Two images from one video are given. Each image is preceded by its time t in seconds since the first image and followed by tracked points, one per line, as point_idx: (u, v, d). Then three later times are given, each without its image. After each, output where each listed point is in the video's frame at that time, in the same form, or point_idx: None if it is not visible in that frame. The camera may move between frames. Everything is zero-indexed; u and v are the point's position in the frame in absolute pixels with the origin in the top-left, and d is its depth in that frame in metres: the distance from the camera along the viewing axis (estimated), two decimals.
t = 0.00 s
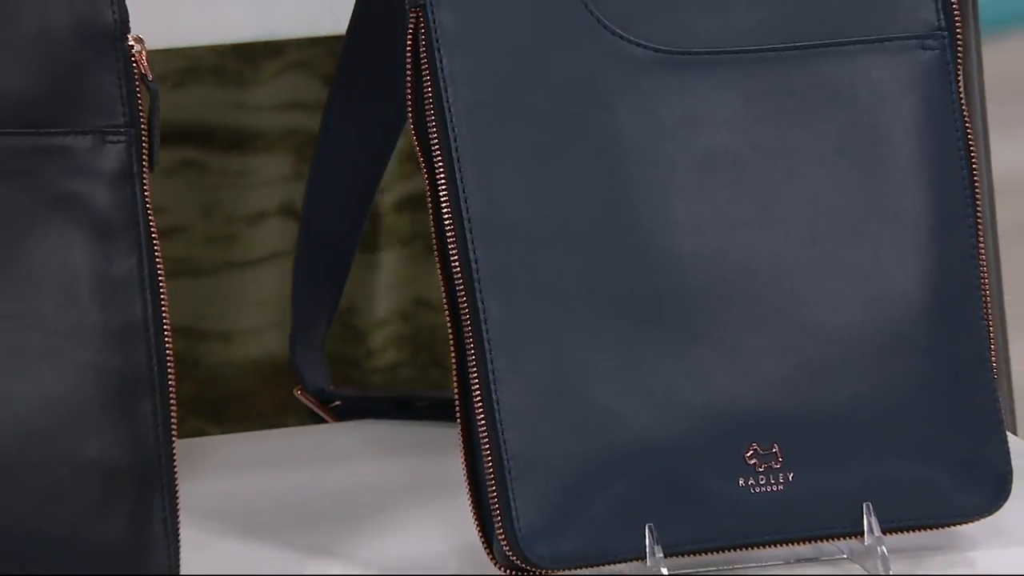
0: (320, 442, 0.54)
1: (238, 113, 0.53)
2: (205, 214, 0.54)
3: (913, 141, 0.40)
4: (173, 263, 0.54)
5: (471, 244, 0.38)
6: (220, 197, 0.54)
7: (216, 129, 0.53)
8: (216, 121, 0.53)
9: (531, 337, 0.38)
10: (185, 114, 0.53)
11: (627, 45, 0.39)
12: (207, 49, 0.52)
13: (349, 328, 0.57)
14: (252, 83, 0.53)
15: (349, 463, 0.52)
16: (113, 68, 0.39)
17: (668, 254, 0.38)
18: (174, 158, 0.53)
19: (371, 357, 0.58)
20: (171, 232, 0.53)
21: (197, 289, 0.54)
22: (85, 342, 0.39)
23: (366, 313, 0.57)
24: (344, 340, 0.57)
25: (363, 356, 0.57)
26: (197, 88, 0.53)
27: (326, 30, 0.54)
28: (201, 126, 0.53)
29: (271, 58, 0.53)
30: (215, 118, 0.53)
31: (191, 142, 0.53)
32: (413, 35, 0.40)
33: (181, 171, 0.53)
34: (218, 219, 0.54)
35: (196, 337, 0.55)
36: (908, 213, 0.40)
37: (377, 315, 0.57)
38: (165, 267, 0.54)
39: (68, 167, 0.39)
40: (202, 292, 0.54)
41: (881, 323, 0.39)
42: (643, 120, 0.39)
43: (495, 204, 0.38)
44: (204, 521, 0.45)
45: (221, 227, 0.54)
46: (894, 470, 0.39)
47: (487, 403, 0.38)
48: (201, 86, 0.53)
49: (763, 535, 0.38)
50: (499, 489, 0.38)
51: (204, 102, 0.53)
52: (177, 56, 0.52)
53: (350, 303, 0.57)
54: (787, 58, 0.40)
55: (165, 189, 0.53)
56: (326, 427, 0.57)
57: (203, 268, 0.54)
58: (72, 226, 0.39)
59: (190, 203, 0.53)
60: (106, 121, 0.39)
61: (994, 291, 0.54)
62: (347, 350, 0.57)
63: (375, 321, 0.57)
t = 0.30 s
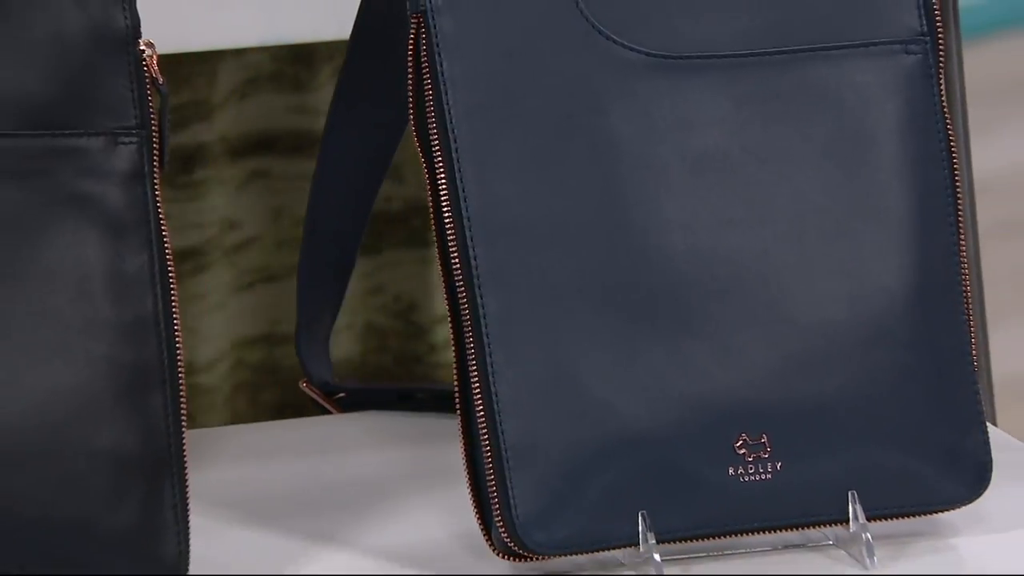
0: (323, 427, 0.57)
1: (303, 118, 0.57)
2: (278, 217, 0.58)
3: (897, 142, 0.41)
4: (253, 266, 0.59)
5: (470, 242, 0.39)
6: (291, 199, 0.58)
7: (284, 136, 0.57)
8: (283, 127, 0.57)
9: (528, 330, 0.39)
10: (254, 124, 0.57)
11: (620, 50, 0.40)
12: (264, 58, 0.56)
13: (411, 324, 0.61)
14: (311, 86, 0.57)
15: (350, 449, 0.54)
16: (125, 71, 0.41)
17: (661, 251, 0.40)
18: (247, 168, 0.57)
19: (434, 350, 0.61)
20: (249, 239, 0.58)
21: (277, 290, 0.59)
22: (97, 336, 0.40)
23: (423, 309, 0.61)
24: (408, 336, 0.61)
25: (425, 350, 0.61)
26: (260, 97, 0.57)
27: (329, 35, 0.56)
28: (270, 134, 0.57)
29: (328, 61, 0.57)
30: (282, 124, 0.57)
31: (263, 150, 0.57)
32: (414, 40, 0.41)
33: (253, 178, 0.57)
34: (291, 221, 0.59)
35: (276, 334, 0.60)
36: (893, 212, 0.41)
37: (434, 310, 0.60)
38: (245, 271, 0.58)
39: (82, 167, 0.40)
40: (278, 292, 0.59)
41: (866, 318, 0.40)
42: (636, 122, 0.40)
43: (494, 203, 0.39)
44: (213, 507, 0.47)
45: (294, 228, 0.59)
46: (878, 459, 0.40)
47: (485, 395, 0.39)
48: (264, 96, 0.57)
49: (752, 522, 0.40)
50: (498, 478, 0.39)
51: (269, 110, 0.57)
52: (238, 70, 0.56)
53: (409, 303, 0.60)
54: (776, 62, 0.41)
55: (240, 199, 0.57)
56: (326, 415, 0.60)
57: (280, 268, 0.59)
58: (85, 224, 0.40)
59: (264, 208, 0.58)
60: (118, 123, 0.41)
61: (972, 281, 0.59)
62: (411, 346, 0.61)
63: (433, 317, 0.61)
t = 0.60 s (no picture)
0: (333, 420, 0.60)
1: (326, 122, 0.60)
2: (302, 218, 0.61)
3: (883, 145, 0.43)
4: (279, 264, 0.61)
5: (472, 240, 0.41)
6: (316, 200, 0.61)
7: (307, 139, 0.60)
8: (307, 130, 0.60)
9: (526, 327, 0.40)
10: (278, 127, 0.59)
11: (616, 55, 0.42)
12: (294, 66, 0.59)
13: (444, 322, 0.63)
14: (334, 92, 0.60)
15: (357, 442, 0.56)
16: (138, 76, 0.42)
17: (656, 250, 0.41)
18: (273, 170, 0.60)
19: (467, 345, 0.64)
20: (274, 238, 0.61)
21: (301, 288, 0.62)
22: (111, 332, 0.42)
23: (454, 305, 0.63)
24: (442, 333, 0.63)
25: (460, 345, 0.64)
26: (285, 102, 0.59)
27: (336, 41, 0.59)
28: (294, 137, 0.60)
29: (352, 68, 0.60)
30: (306, 127, 0.60)
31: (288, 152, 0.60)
32: (417, 44, 0.43)
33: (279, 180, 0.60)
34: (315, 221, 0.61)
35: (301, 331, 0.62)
36: (879, 212, 0.42)
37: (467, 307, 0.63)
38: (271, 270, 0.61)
39: (96, 169, 0.42)
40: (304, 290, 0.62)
41: (854, 314, 0.42)
42: (631, 125, 0.42)
43: (495, 203, 0.41)
44: (222, 498, 0.49)
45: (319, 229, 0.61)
46: (864, 451, 0.42)
47: (486, 388, 0.41)
48: (289, 100, 0.59)
49: (743, 511, 0.41)
50: (498, 469, 0.41)
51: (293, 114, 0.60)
52: (263, 75, 0.59)
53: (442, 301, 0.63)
54: (766, 67, 0.42)
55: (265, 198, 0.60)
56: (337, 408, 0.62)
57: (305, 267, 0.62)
58: (99, 224, 0.42)
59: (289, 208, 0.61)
60: (131, 126, 0.42)
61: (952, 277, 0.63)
62: (446, 343, 0.63)
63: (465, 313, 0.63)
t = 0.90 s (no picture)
0: (339, 415, 0.61)
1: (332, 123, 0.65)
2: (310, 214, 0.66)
3: (870, 148, 0.44)
4: (286, 256, 0.66)
5: (472, 241, 0.42)
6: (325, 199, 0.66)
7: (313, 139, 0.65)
8: (313, 131, 0.65)
9: (526, 324, 0.42)
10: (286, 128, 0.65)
11: (612, 62, 0.43)
12: (309, 70, 0.64)
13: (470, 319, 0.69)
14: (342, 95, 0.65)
15: (363, 435, 0.58)
16: (151, 82, 0.44)
17: (651, 251, 0.43)
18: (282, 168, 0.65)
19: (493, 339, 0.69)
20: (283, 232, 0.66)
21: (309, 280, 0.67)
22: (125, 329, 0.43)
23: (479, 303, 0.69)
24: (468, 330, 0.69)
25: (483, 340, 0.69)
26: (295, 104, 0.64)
27: (339, 47, 0.61)
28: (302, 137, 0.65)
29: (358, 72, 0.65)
30: (311, 128, 0.65)
31: (296, 152, 0.65)
32: (421, 51, 0.44)
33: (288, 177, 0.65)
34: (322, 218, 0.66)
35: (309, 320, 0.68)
36: (867, 213, 0.44)
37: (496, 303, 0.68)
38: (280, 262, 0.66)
39: (110, 171, 0.43)
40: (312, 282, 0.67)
41: (842, 312, 0.43)
42: (627, 129, 0.43)
43: (495, 204, 0.42)
44: (231, 489, 0.51)
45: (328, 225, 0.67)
46: (852, 444, 0.43)
47: (486, 383, 0.42)
48: (301, 102, 0.65)
49: (735, 503, 0.43)
50: (498, 461, 0.42)
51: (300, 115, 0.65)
52: (272, 78, 0.64)
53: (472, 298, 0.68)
54: (757, 73, 0.44)
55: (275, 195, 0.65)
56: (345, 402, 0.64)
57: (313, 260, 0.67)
58: (114, 225, 0.43)
59: (296, 204, 0.66)
60: (144, 130, 0.44)
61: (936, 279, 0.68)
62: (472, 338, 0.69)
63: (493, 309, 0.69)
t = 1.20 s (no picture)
0: (344, 409, 0.63)
1: (321, 121, 0.67)
2: (296, 208, 0.68)
3: (857, 152, 0.46)
4: (272, 250, 0.68)
5: (473, 241, 0.44)
6: (310, 193, 0.67)
7: (302, 137, 0.67)
8: (303, 129, 0.67)
9: (525, 321, 0.44)
10: (277, 126, 0.66)
11: (608, 69, 0.45)
12: (305, 71, 0.66)
13: (442, 309, 0.70)
14: (331, 95, 0.67)
15: (366, 429, 0.59)
16: (163, 89, 0.45)
17: (647, 251, 0.44)
18: (271, 164, 0.67)
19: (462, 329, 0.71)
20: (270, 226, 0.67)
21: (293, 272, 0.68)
22: (138, 327, 0.45)
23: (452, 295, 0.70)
24: (439, 319, 0.70)
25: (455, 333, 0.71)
26: (285, 103, 0.66)
27: (345, 55, 0.63)
28: (291, 134, 0.67)
29: (347, 73, 0.67)
30: (301, 126, 0.67)
31: (285, 149, 0.67)
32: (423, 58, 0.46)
33: (276, 173, 0.67)
34: (307, 212, 0.68)
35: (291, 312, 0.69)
36: (854, 214, 0.45)
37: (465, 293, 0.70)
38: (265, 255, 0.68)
39: (124, 175, 0.45)
40: (294, 274, 0.68)
41: (830, 310, 0.45)
42: (623, 133, 0.45)
43: (495, 206, 0.44)
44: (238, 483, 0.52)
45: (313, 219, 0.68)
46: (840, 438, 0.45)
47: (487, 379, 0.44)
48: (296, 101, 0.66)
49: (727, 494, 0.44)
50: (499, 455, 0.43)
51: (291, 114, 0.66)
52: (269, 79, 0.66)
53: (441, 287, 0.70)
54: (748, 80, 0.45)
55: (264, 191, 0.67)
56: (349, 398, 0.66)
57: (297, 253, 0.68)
58: (127, 226, 0.45)
59: (284, 199, 0.67)
60: (157, 135, 0.45)
61: (924, 284, 0.71)
62: (442, 327, 0.70)
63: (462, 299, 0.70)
